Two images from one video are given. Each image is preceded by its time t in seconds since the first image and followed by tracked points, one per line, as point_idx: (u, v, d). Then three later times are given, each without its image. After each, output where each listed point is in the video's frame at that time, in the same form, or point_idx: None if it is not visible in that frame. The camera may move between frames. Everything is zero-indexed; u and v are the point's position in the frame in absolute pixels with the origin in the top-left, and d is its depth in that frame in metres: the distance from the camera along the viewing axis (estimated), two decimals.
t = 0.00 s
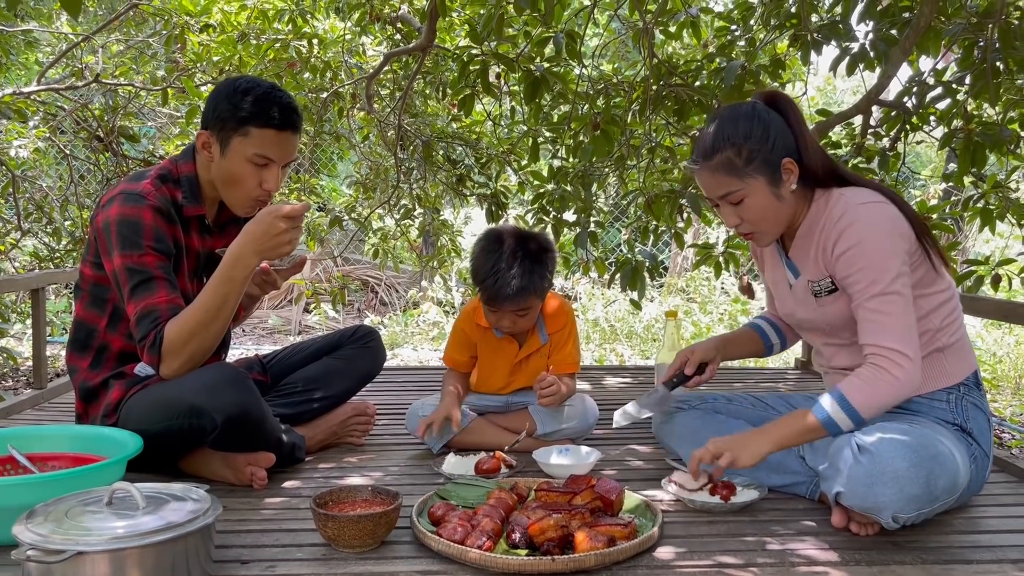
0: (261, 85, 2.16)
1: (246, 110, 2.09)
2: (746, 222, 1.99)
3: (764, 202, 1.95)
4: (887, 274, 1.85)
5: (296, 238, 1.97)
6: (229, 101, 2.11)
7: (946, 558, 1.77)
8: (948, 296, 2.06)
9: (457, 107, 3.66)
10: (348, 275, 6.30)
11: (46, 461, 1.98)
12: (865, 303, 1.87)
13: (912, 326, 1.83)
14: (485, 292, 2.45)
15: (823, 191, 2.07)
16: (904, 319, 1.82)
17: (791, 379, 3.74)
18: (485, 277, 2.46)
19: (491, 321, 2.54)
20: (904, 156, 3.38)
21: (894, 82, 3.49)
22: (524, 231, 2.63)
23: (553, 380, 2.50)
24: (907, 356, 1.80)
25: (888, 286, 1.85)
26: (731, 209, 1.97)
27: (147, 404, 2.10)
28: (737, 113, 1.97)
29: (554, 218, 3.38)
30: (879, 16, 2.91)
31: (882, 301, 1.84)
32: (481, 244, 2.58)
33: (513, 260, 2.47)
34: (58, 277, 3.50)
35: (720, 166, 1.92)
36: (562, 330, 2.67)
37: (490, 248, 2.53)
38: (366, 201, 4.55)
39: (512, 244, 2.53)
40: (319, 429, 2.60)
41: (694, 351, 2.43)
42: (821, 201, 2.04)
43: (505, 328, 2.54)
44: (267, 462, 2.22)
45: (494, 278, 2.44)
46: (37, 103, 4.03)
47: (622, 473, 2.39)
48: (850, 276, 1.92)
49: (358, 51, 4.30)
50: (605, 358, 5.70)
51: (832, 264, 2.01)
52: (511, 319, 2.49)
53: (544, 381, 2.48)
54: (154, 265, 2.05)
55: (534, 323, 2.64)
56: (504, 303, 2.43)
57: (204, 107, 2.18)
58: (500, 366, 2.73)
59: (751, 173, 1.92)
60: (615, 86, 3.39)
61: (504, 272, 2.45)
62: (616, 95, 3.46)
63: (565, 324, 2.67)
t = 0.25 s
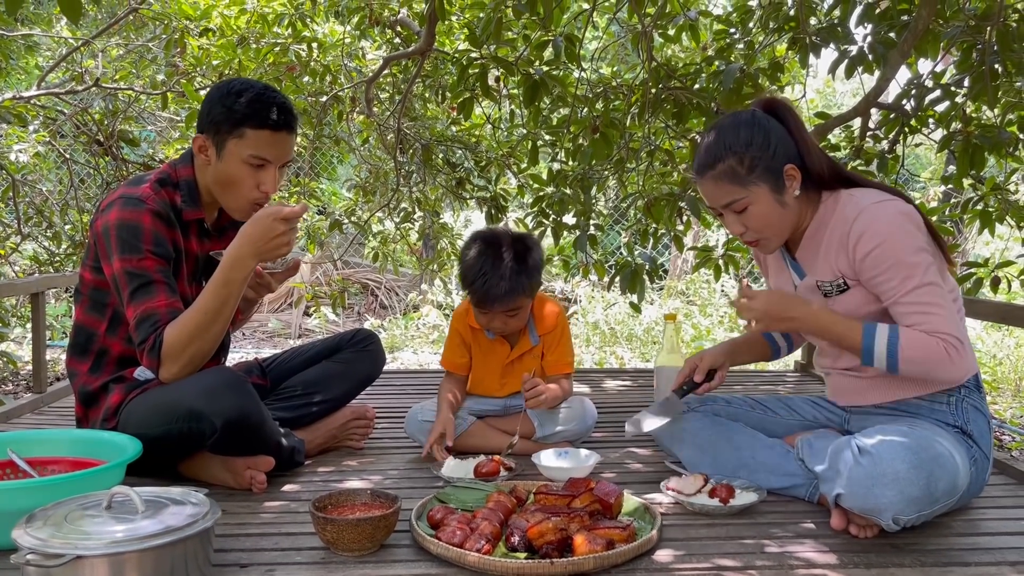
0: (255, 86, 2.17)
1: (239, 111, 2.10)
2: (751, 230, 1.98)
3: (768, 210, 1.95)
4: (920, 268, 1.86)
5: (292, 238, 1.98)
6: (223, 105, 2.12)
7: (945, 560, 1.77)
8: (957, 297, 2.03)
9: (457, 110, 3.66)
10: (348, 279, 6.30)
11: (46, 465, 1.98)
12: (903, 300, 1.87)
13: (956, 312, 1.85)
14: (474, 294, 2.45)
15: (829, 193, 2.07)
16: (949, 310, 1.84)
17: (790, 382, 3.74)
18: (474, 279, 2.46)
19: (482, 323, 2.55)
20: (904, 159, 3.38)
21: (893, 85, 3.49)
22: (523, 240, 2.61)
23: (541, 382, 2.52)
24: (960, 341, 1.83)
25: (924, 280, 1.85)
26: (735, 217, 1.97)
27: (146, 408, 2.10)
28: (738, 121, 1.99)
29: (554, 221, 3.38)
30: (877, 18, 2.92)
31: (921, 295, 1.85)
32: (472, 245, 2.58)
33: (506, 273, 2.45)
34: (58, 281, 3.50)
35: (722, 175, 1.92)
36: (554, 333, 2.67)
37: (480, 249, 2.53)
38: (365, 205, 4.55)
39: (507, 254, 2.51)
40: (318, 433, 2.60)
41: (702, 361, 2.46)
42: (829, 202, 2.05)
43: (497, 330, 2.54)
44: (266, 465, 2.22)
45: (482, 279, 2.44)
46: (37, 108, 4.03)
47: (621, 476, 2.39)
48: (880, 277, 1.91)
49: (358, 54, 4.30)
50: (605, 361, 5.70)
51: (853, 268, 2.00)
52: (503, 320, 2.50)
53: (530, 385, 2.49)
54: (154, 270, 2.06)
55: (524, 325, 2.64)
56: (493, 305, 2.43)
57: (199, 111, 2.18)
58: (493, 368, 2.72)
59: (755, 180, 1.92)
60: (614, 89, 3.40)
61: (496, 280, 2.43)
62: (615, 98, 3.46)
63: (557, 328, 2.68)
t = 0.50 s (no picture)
0: (257, 92, 2.17)
1: (241, 117, 2.10)
2: (755, 230, 1.99)
3: (772, 212, 1.95)
4: (903, 277, 1.87)
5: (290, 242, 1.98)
6: (225, 110, 2.12)
7: (944, 563, 1.77)
8: (954, 301, 2.06)
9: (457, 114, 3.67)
10: (348, 282, 6.31)
11: (47, 469, 1.99)
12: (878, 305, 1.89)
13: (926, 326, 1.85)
14: (467, 298, 2.46)
15: (830, 196, 2.07)
16: (918, 324, 1.84)
17: (790, 384, 3.74)
18: (467, 282, 2.46)
19: (477, 326, 2.55)
20: (903, 162, 3.38)
21: (892, 87, 3.50)
22: (522, 246, 2.61)
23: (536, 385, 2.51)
24: (919, 358, 1.82)
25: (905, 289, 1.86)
26: (739, 219, 1.97)
27: (147, 412, 2.11)
28: (741, 123, 1.99)
29: (554, 224, 3.39)
30: (876, 21, 2.93)
31: (895, 305, 1.86)
32: (465, 246, 2.59)
33: (502, 282, 2.44)
34: (58, 285, 3.51)
35: (726, 177, 1.93)
36: (549, 336, 2.65)
37: (475, 251, 2.54)
38: (365, 208, 4.56)
39: (506, 263, 2.49)
40: (319, 436, 2.61)
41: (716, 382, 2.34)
42: (829, 206, 2.05)
43: (492, 332, 2.54)
44: (267, 469, 2.23)
45: (474, 283, 2.44)
46: (38, 112, 4.04)
47: (621, 479, 2.39)
48: (866, 279, 1.93)
49: (358, 58, 4.31)
50: (605, 364, 5.70)
51: (848, 267, 2.01)
52: (498, 322, 2.50)
53: (525, 388, 2.47)
54: (154, 274, 2.06)
55: (520, 327, 2.63)
56: (487, 308, 2.44)
57: (200, 114, 2.18)
58: (490, 371, 2.73)
59: (759, 183, 1.92)
60: (613, 92, 3.40)
61: (495, 288, 2.43)
62: (615, 101, 3.47)
63: (552, 330, 2.65)
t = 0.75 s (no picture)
0: (254, 94, 2.17)
1: (237, 119, 2.11)
2: (749, 235, 1.99)
3: (766, 216, 1.96)
4: (892, 285, 1.87)
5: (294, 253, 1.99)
6: (221, 112, 2.12)
7: (944, 566, 1.77)
8: (949, 305, 2.07)
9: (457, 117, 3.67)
10: (348, 285, 6.31)
11: (47, 473, 1.99)
12: (866, 313, 1.89)
13: (911, 336, 1.86)
14: (463, 302, 2.46)
15: (825, 201, 2.08)
16: (902, 332, 1.85)
17: (791, 387, 3.74)
18: (462, 287, 2.47)
19: (474, 330, 2.55)
20: (903, 164, 3.38)
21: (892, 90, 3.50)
22: (518, 251, 2.62)
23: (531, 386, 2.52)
24: (902, 367, 1.83)
25: (894, 297, 1.86)
26: (734, 224, 1.98)
27: (148, 416, 2.11)
28: (734, 127, 1.99)
29: (554, 226, 3.39)
30: (875, 24, 2.93)
31: (882, 313, 1.86)
32: (460, 250, 2.60)
33: (500, 288, 2.45)
34: (59, 289, 3.51)
35: (720, 182, 1.93)
36: (544, 339, 2.66)
37: (473, 255, 2.54)
38: (366, 211, 4.56)
39: (505, 269, 2.50)
40: (319, 439, 2.60)
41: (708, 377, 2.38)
42: (824, 211, 2.05)
43: (489, 336, 2.54)
44: (266, 472, 2.22)
45: (469, 288, 2.45)
46: (38, 116, 4.05)
47: (621, 482, 2.40)
48: (854, 286, 1.93)
49: (358, 62, 4.32)
50: (605, 366, 5.71)
51: (839, 274, 2.01)
52: (495, 327, 2.50)
53: (520, 388, 2.47)
54: (153, 278, 2.07)
55: (517, 331, 2.63)
56: (482, 313, 2.44)
57: (197, 116, 2.19)
58: (487, 373, 2.73)
59: (752, 188, 1.93)
60: (613, 95, 3.41)
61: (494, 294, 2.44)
62: (615, 104, 3.47)
63: (546, 333, 2.66)
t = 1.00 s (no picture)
0: (254, 96, 2.18)
1: (237, 121, 2.11)
2: (748, 240, 1.99)
3: (764, 221, 1.96)
4: (891, 288, 1.87)
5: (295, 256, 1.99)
6: (221, 114, 2.13)
7: (945, 568, 1.77)
8: (948, 308, 2.06)
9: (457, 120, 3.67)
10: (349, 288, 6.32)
11: (47, 475, 1.99)
12: (866, 316, 1.89)
13: (912, 340, 1.86)
14: (460, 306, 2.47)
15: (823, 205, 2.08)
16: (903, 336, 1.85)
17: (791, 389, 3.74)
18: (459, 290, 2.48)
19: (471, 334, 2.55)
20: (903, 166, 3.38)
21: (892, 92, 3.50)
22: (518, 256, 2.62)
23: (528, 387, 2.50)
24: (902, 371, 1.82)
25: (892, 300, 1.86)
26: (732, 229, 1.98)
27: (148, 419, 2.11)
28: (731, 132, 1.99)
29: (554, 229, 3.38)
30: (875, 26, 2.93)
31: (881, 315, 1.86)
32: (456, 253, 2.60)
33: (499, 294, 2.45)
34: (60, 291, 3.52)
35: (717, 188, 1.94)
36: (543, 340, 2.67)
37: (472, 259, 2.54)
38: (367, 213, 4.57)
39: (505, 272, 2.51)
40: (320, 441, 2.60)
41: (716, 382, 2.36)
42: (822, 215, 2.05)
43: (487, 338, 2.54)
44: (267, 475, 2.23)
45: (467, 292, 2.45)
46: (39, 118, 4.05)
47: (621, 484, 2.40)
48: (852, 289, 1.93)
49: (358, 64, 4.33)
50: (606, 369, 5.70)
51: (838, 277, 2.01)
52: (493, 330, 2.50)
53: (515, 389, 2.45)
54: (154, 280, 2.07)
55: (515, 333, 2.64)
56: (480, 316, 2.45)
57: (197, 119, 2.20)
58: (487, 376, 2.74)
59: (750, 193, 1.93)
60: (614, 98, 3.41)
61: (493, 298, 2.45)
62: (615, 107, 3.47)
63: (544, 335, 2.67)
